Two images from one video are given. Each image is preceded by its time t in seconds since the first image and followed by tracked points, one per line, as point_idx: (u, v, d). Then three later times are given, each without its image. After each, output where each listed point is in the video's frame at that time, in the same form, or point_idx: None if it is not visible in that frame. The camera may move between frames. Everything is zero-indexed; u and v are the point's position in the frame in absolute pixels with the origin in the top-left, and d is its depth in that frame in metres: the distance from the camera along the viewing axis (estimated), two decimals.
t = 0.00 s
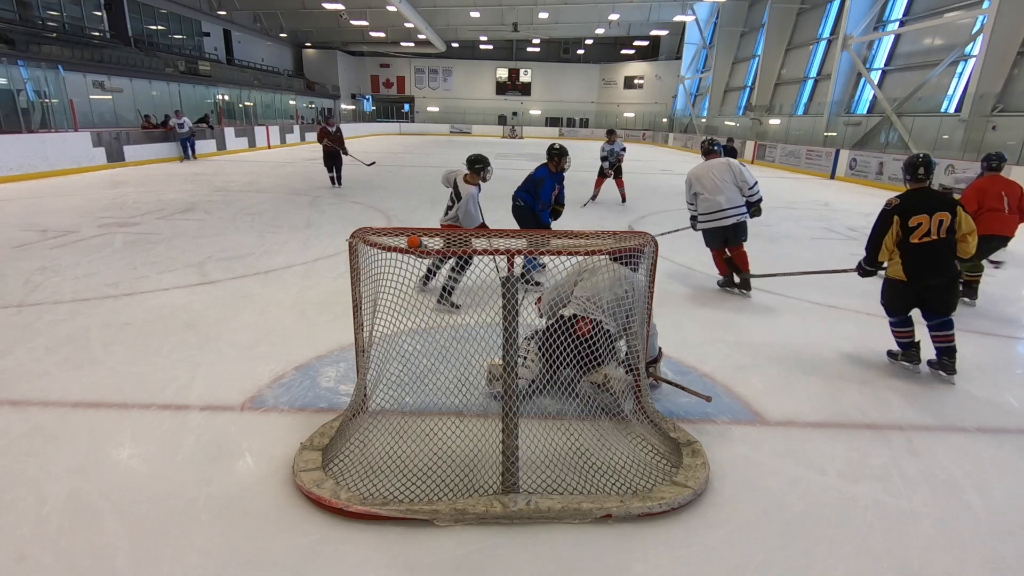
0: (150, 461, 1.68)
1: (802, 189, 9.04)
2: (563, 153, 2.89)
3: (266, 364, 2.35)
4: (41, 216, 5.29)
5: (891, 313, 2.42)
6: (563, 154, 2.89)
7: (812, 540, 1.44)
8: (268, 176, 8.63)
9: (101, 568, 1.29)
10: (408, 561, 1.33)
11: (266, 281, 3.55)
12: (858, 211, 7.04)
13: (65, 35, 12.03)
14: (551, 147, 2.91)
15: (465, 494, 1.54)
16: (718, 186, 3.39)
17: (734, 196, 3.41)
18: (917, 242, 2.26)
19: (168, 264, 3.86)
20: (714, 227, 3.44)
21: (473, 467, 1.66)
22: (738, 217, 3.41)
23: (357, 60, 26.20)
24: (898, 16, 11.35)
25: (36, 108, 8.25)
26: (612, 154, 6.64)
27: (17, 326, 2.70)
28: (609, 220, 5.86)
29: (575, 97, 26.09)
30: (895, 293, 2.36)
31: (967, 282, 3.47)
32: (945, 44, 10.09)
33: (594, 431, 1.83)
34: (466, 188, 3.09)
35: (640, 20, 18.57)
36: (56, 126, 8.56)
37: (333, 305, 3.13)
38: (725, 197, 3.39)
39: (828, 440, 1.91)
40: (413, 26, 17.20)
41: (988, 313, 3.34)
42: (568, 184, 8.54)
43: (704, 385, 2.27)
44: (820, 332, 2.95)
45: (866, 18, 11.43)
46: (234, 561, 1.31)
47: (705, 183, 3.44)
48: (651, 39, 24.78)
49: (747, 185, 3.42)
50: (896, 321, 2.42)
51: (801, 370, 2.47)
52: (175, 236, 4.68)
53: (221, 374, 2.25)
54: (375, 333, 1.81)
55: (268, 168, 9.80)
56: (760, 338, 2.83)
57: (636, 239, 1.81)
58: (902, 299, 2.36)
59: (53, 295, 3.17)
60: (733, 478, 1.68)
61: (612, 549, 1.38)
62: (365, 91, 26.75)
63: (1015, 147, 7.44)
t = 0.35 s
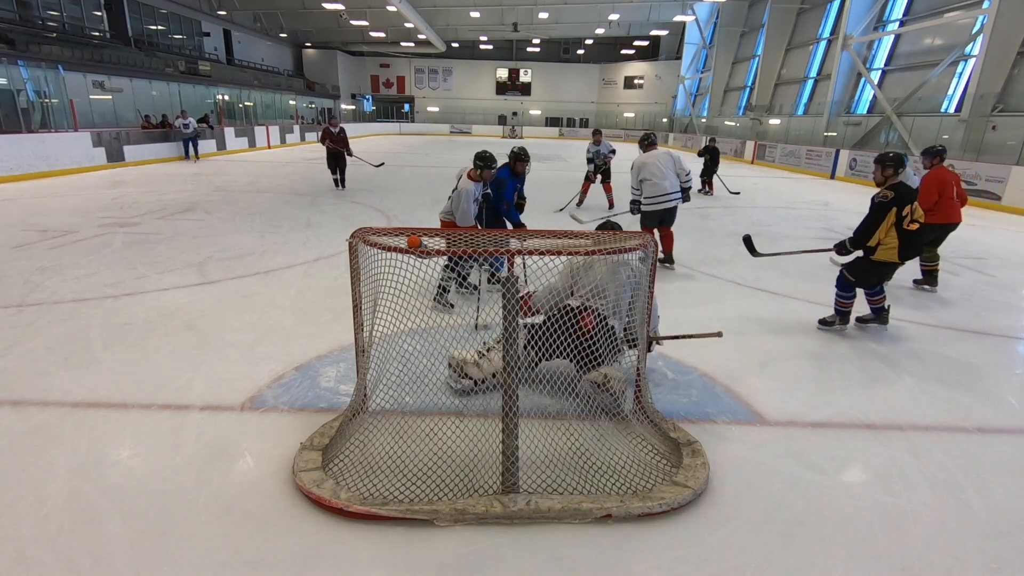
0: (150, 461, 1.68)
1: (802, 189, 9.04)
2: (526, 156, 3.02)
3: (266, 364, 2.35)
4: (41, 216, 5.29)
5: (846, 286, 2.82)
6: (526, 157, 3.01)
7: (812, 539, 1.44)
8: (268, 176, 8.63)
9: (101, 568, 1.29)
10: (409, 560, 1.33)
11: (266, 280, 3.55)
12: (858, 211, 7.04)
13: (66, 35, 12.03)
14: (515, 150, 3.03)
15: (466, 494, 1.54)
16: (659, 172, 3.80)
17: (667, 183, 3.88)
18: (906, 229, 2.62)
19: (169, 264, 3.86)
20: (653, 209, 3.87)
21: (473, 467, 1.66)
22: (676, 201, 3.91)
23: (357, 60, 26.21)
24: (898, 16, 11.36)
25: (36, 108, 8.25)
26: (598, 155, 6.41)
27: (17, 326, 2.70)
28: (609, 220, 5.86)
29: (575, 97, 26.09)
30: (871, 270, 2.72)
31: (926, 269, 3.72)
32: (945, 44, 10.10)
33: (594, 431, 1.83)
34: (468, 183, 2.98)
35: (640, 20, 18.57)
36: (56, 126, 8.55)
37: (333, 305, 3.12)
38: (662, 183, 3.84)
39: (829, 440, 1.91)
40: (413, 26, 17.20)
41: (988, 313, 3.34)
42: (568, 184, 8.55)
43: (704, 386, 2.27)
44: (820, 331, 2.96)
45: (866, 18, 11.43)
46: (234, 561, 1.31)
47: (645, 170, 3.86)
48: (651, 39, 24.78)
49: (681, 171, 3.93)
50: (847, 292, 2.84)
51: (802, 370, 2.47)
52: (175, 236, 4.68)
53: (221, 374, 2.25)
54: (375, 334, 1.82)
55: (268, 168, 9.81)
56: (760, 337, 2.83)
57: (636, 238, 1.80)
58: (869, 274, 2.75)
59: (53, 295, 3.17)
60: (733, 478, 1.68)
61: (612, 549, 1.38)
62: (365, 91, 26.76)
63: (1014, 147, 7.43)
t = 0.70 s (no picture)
0: (150, 461, 1.68)
1: (801, 189, 9.04)
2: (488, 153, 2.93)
3: (266, 364, 2.35)
4: (41, 216, 5.28)
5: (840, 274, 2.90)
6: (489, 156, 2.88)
7: (811, 539, 1.44)
8: (269, 176, 8.63)
9: (101, 568, 1.29)
10: (409, 560, 1.33)
11: (266, 281, 3.55)
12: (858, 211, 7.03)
13: (66, 35, 12.03)
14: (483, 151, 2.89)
15: (465, 494, 1.54)
16: (605, 169, 4.25)
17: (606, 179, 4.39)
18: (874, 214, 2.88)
19: (169, 264, 3.86)
20: (594, 201, 4.37)
21: (473, 467, 1.66)
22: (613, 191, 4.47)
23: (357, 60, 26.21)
24: (898, 16, 11.36)
25: (36, 108, 8.25)
26: (571, 156, 6.47)
27: (17, 326, 2.70)
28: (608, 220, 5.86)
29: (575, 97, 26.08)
30: (864, 255, 2.86)
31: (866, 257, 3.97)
32: (945, 44, 10.10)
33: (593, 430, 1.83)
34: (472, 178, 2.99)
35: (640, 20, 18.57)
36: (56, 126, 8.55)
37: (333, 305, 3.12)
38: (602, 179, 4.31)
39: (830, 440, 1.91)
40: (413, 26, 17.20)
41: (988, 313, 3.34)
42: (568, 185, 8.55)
43: (704, 385, 2.27)
44: (820, 331, 2.96)
45: (866, 18, 11.42)
46: (233, 561, 1.31)
47: (590, 165, 4.27)
48: (651, 39, 24.76)
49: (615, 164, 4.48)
50: (838, 281, 2.93)
51: (802, 370, 2.46)
52: (174, 236, 4.68)
53: (221, 374, 2.25)
54: (375, 334, 1.82)
55: (268, 168, 9.81)
56: (760, 338, 2.83)
57: (636, 238, 1.80)
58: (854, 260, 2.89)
59: (53, 295, 3.17)
60: (733, 479, 1.68)
61: (612, 549, 1.38)
62: (365, 91, 26.77)
63: (1015, 147, 7.42)
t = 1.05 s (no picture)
0: (150, 461, 1.68)
1: (801, 189, 9.04)
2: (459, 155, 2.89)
3: (266, 364, 2.35)
4: (41, 216, 5.29)
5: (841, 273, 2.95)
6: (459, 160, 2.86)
7: (811, 539, 1.44)
8: (269, 176, 8.64)
9: (101, 568, 1.29)
10: (409, 559, 1.33)
11: (266, 281, 3.55)
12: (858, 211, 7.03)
13: (66, 35, 12.03)
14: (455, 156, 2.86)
15: (465, 495, 1.54)
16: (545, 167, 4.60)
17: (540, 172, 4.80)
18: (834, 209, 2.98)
19: (169, 264, 3.86)
20: (534, 195, 4.77)
21: (473, 468, 1.66)
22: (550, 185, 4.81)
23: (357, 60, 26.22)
24: (898, 16, 11.36)
25: (37, 108, 8.25)
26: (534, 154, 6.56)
27: (17, 326, 2.70)
28: (609, 220, 5.86)
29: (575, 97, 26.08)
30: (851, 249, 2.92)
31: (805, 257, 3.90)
32: (945, 44, 10.10)
33: (594, 431, 1.83)
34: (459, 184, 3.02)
35: (640, 19, 18.57)
36: (56, 126, 8.55)
37: (333, 305, 3.12)
38: (543, 174, 4.69)
39: (829, 440, 1.91)
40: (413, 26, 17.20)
41: (988, 313, 3.34)
42: (568, 185, 8.56)
43: (704, 385, 2.27)
44: (820, 331, 2.96)
45: (866, 18, 11.42)
46: (233, 562, 1.31)
47: (535, 161, 4.62)
48: (651, 39, 24.77)
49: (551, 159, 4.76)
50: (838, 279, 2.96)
51: (802, 369, 2.47)
52: (174, 236, 4.68)
53: (221, 374, 2.25)
54: (375, 334, 1.82)
55: (268, 168, 9.82)
56: (761, 338, 2.82)
57: (636, 238, 1.79)
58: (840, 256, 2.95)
59: (53, 294, 3.17)
60: (734, 479, 1.67)
61: (612, 549, 1.38)
62: (365, 91, 26.77)
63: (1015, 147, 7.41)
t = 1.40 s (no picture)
0: (150, 461, 1.68)
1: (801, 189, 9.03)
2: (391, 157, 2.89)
3: (266, 364, 2.35)
4: (41, 216, 5.28)
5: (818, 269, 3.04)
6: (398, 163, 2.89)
7: (812, 539, 1.44)
8: (269, 176, 8.63)
9: (101, 568, 1.29)
10: (408, 559, 1.33)
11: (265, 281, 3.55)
12: (858, 211, 7.03)
13: (66, 35, 12.03)
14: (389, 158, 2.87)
15: (466, 494, 1.54)
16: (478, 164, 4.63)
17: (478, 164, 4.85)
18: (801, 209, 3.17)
19: (169, 264, 3.86)
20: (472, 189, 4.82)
21: (473, 468, 1.65)
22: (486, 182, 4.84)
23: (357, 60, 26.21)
24: (898, 16, 11.36)
25: (36, 108, 8.25)
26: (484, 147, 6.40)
27: (17, 326, 2.70)
28: (608, 220, 5.86)
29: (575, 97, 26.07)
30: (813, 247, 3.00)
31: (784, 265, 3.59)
32: (945, 44, 10.10)
33: (594, 430, 1.83)
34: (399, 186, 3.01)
35: (641, 19, 18.56)
36: (56, 126, 8.55)
37: (332, 305, 3.12)
38: (479, 168, 4.72)
39: (829, 440, 1.91)
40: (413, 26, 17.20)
41: (988, 313, 3.34)
42: (567, 185, 8.56)
43: (704, 386, 2.27)
44: (820, 330, 2.96)
45: (866, 19, 11.42)
46: (233, 562, 1.31)
47: (470, 156, 4.63)
48: (651, 39, 24.76)
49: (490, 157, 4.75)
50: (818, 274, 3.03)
51: (802, 369, 2.46)
52: (174, 236, 4.68)
53: (220, 374, 2.25)
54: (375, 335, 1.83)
55: (268, 168, 9.81)
56: (760, 339, 2.81)
57: (635, 238, 1.79)
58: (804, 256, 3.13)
59: (53, 295, 3.17)
60: (733, 479, 1.67)
61: (612, 549, 1.38)
62: (365, 91, 26.76)
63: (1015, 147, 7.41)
